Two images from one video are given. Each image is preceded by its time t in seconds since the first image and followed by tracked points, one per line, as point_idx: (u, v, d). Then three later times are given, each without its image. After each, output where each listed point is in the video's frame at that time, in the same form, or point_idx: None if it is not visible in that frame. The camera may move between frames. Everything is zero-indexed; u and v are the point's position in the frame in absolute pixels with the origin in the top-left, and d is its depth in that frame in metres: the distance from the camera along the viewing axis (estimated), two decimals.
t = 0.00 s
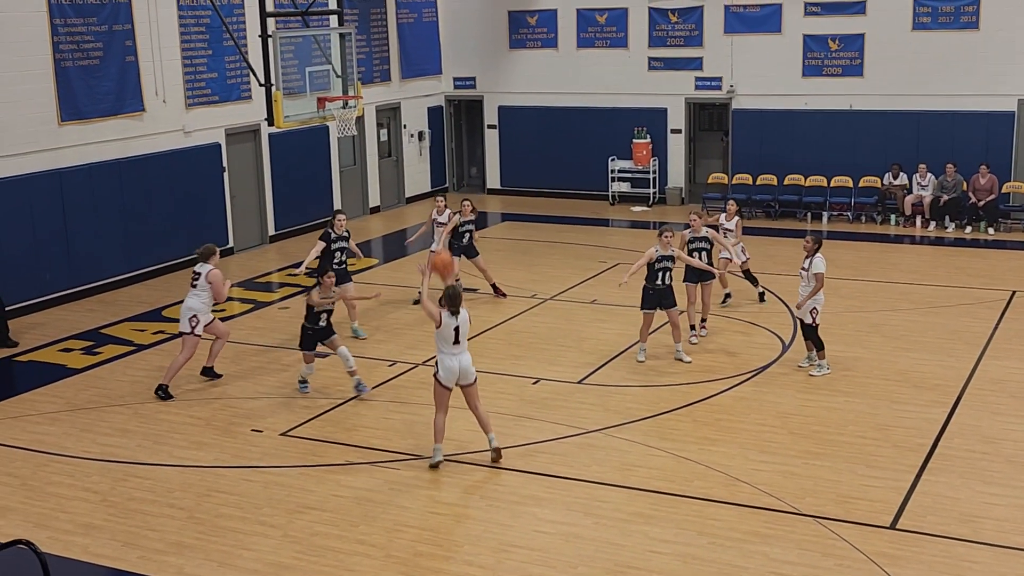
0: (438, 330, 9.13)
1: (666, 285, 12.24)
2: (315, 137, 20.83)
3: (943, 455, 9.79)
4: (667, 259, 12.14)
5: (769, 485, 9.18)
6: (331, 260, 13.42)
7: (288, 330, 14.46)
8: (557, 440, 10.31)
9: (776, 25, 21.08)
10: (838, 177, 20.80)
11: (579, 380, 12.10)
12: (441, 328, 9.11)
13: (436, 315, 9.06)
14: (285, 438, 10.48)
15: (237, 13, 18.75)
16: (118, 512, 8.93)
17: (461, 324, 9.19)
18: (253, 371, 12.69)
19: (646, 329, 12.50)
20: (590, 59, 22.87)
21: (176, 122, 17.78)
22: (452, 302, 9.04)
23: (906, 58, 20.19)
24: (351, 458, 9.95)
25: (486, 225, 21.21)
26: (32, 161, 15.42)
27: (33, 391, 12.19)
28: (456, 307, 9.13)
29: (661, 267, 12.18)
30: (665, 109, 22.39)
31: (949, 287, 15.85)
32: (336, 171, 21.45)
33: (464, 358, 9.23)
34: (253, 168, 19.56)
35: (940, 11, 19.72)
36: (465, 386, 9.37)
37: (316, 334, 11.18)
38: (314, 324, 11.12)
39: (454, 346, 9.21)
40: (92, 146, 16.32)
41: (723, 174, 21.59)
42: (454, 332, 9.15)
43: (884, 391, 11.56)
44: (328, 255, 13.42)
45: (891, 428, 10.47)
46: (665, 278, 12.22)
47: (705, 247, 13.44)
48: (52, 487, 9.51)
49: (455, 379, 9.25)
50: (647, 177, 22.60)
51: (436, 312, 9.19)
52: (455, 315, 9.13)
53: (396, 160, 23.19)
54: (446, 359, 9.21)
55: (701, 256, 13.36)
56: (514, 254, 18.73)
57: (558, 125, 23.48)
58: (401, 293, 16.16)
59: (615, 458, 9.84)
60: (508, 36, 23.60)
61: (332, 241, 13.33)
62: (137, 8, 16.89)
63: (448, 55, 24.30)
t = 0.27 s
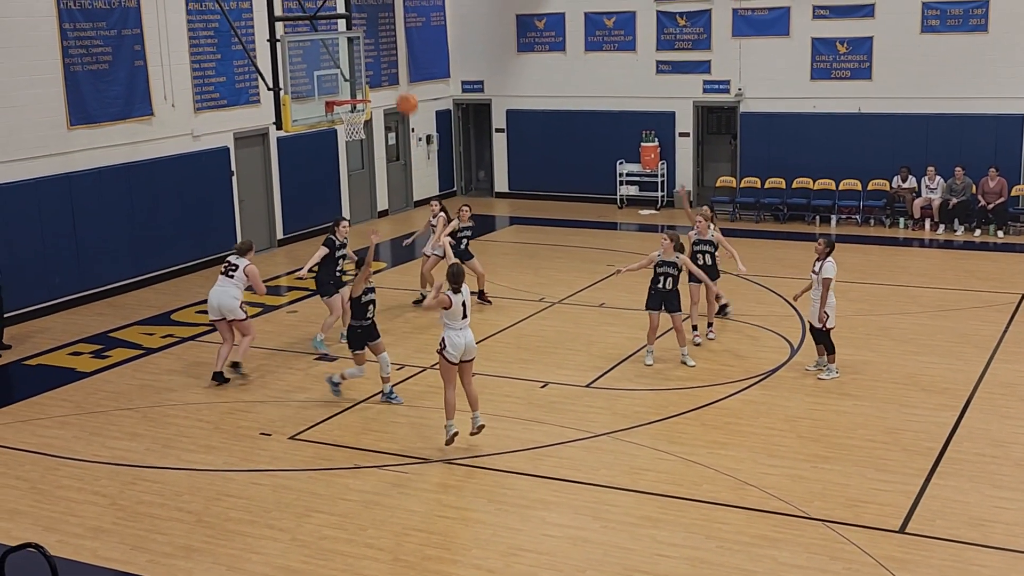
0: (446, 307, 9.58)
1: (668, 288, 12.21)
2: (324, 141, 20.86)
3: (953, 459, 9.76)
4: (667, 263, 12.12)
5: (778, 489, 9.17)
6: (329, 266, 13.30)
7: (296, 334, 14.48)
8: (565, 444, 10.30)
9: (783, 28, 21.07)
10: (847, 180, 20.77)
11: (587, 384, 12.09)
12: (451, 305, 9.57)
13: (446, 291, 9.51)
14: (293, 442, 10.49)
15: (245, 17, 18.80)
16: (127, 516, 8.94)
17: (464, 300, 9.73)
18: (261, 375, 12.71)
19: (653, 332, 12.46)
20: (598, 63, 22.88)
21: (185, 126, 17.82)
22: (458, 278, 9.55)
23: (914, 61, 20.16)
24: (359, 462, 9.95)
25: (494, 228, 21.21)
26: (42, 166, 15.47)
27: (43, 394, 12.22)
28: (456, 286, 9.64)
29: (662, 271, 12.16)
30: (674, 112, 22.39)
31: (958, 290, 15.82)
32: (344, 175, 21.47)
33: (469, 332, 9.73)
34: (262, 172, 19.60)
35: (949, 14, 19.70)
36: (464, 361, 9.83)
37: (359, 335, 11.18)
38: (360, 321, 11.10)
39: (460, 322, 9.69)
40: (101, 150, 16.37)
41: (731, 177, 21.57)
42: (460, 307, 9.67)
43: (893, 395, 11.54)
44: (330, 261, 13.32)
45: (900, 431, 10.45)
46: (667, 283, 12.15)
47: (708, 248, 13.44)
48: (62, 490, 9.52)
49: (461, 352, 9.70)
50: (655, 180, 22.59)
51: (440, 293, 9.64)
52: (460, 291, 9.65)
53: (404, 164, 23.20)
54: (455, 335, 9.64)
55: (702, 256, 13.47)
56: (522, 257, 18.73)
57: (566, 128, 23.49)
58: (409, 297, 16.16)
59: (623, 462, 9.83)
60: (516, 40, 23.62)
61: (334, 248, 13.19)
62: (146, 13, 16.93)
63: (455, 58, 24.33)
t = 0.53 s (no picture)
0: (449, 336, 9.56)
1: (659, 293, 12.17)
2: (330, 145, 20.89)
3: (961, 462, 9.74)
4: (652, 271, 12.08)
5: (785, 492, 9.15)
6: (327, 273, 13.25)
7: (303, 337, 14.49)
8: (571, 447, 10.29)
9: (790, 30, 21.06)
10: (853, 183, 20.75)
11: (594, 387, 12.09)
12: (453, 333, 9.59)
13: (448, 322, 9.49)
14: (300, 445, 10.50)
15: (252, 21, 18.84)
16: (134, 519, 8.95)
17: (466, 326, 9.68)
18: (268, 379, 12.72)
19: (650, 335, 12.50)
20: (604, 66, 22.87)
21: (192, 129, 17.85)
22: (459, 305, 9.58)
23: (921, 63, 20.13)
24: (366, 465, 9.95)
25: (501, 232, 21.21)
26: (49, 170, 15.50)
27: (50, 398, 12.24)
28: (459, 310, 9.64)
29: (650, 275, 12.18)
30: (680, 114, 22.38)
31: (966, 293, 15.78)
32: (351, 178, 21.49)
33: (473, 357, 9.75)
34: (269, 175, 19.62)
35: (955, 16, 19.67)
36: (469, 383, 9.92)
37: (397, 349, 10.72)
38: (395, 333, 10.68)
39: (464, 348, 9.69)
40: (109, 154, 16.40)
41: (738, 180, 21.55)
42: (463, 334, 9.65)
43: (901, 398, 11.51)
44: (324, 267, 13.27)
45: (907, 434, 10.43)
46: (657, 291, 12.08)
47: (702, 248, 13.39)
48: (69, 494, 9.54)
49: (464, 378, 9.78)
50: (662, 183, 22.58)
51: (441, 321, 9.62)
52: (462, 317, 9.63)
53: (410, 167, 23.22)
54: (460, 362, 9.69)
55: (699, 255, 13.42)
56: (529, 260, 18.72)
57: (572, 131, 23.48)
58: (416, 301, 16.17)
59: (630, 465, 9.82)
60: (522, 43, 23.63)
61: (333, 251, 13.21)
62: (153, 17, 16.97)
63: (462, 62, 24.35)
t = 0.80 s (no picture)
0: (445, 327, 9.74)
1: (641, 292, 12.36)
2: (335, 148, 20.90)
3: (967, 464, 9.72)
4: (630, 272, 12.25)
5: (791, 494, 9.14)
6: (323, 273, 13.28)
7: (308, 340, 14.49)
8: (577, 450, 10.29)
9: (795, 32, 21.04)
10: (859, 184, 20.73)
11: (600, 389, 12.08)
12: (450, 326, 9.73)
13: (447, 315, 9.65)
14: (306, 448, 10.51)
15: (258, 24, 18.87)
16: (140, 522, 8.96)
17: (465, 320, 9.79)
18: (273, 382, 12.73)
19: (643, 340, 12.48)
20: (609, 68, 22.87)
21: (197, 133, 17.87)
22: (462, 299, 9.72)
23: (926, 65, 20.11)
24: (371, 468, 9.95)
25: (506, 234, 21.21)
26: (56, 173, 15.53)
27: (56, 401, 12.26)
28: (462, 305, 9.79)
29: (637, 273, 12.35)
30: (686, 116, 22.36)
31: (971, 294, 15.76)
32: (356, 182, 21.51)
33: (469, 353, 9.83)
34: (274, 179, 19.64)
35: (961, 18, 19.65)
36: (466, 379, 10.02)
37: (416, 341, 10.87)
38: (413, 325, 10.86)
39: (461, 343, 9.79)
40: (115, 157, 16.43)
41: (743, 182, 21.53)
42: (461, 328, 9.76)
43: (906, 400, 11.50)
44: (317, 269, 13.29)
45: (913, 436, 10.42)
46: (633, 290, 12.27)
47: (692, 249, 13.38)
48: (75, 497, 9.55)
49: (460, 372, 9.89)
50: (667, 186, 22.57)
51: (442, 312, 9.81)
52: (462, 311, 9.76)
53: (416, 170, 23.23)
54: (454, 355, 9.82)
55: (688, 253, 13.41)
56: (534, 263, 18.72)
57: (578, 133, 23.47)
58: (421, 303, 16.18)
59: (635, 468, 9.82)
60: (527, 45, 23.64)
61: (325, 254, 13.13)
62: (159, 20, 17.00)
63: (467, 65, 24.36)
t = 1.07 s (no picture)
0: (446, 326, 9.79)
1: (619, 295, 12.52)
2: (339, 151, 20.91)
3: (972, 466, 9.71)
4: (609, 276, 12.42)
5: (796, 496, 9.13)
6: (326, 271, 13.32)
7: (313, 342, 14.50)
8: (581, 452, 10.28)
9: (799, 34, 21.04)
10: (863, 186, 20.72)
11: (604, 391, 12.07)
12: (451, 326, 9.75)
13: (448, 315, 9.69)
14: (310, 450, 10.51)
15: (261, 27, 18.89)
16: (145, 525, 8.97)
17: (467, 322, 9.78)
18: (278, 384, 12.73)
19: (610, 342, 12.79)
20: (613, 70, 22.87)
21: (201, 135, 17.89)
22: (465, 299, 9.78)
23: (931, 66, 20.09)
24: (376, 470, 9.95)
25: (510, 236, 21.21)
26: (60, 176, 15.56)
27: (61, 404, 12.27)
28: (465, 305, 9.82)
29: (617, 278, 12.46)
30: (689, 118, 22.35)
31: (976, 296, 15.74)
32: (361, 184, 21.52)
33: (471, 355, 9.82)
34: (278, 181, 19.66)
35: (965, 19, 19.64)
36: (470, 380, 10.01)
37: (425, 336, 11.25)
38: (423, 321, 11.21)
39: (463, 343, 9.79)
40: (119, 160, 16.45)
41: (747, 184, 21.53)
42: (462, 329, 9.77)
43: (911, 402, 11.48)
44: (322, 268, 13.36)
45: (918, 438, 10.40)
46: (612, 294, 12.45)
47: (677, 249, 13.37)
48: (79, 499, 9.56)
49: (462, 373, 9.88)
50: (671, 187, 22.56)
51: (445, 312, 9.84)
52: (465, 312, 9.80)
53: (420, 172, 23.24)
54: (454, 356, 9.81)
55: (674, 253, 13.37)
56: (538, 264, 18.71)
57: (581, 135, 23.47)
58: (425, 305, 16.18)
59: (640, 469, 9.81)
60: (531, 47, 23.64)
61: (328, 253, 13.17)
62: (163, 23, 17.02)
63: (471, 67, 24.38)
